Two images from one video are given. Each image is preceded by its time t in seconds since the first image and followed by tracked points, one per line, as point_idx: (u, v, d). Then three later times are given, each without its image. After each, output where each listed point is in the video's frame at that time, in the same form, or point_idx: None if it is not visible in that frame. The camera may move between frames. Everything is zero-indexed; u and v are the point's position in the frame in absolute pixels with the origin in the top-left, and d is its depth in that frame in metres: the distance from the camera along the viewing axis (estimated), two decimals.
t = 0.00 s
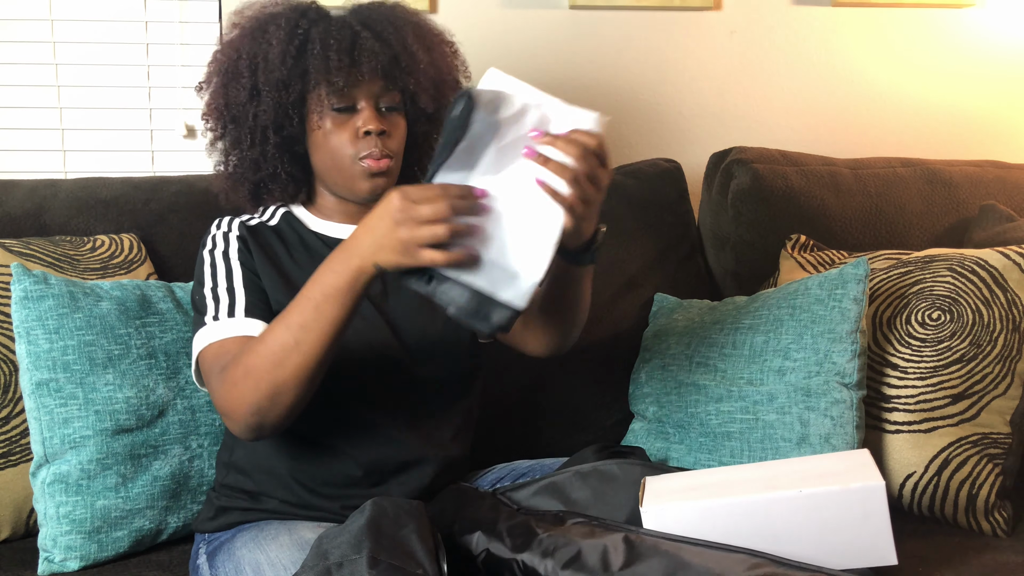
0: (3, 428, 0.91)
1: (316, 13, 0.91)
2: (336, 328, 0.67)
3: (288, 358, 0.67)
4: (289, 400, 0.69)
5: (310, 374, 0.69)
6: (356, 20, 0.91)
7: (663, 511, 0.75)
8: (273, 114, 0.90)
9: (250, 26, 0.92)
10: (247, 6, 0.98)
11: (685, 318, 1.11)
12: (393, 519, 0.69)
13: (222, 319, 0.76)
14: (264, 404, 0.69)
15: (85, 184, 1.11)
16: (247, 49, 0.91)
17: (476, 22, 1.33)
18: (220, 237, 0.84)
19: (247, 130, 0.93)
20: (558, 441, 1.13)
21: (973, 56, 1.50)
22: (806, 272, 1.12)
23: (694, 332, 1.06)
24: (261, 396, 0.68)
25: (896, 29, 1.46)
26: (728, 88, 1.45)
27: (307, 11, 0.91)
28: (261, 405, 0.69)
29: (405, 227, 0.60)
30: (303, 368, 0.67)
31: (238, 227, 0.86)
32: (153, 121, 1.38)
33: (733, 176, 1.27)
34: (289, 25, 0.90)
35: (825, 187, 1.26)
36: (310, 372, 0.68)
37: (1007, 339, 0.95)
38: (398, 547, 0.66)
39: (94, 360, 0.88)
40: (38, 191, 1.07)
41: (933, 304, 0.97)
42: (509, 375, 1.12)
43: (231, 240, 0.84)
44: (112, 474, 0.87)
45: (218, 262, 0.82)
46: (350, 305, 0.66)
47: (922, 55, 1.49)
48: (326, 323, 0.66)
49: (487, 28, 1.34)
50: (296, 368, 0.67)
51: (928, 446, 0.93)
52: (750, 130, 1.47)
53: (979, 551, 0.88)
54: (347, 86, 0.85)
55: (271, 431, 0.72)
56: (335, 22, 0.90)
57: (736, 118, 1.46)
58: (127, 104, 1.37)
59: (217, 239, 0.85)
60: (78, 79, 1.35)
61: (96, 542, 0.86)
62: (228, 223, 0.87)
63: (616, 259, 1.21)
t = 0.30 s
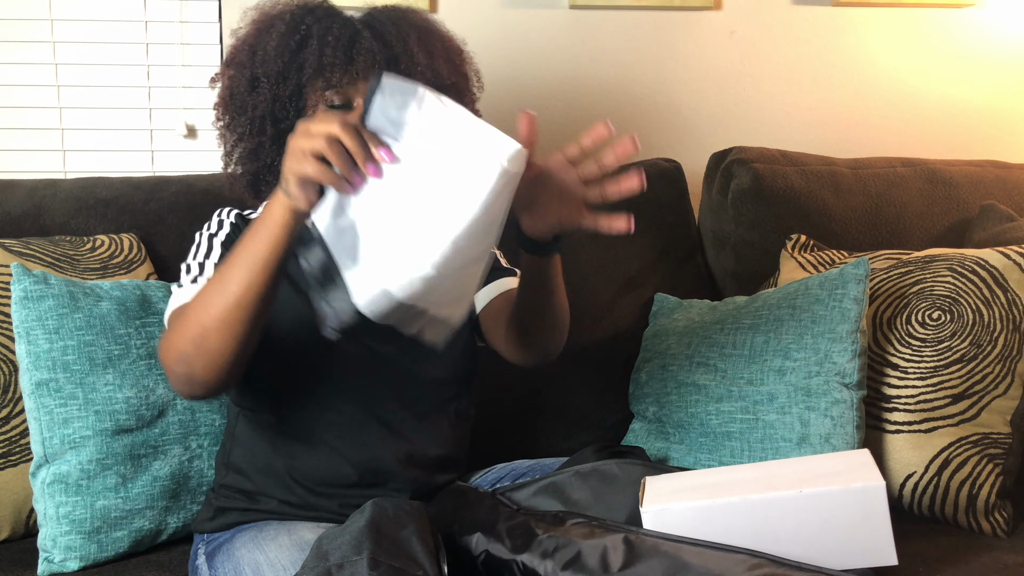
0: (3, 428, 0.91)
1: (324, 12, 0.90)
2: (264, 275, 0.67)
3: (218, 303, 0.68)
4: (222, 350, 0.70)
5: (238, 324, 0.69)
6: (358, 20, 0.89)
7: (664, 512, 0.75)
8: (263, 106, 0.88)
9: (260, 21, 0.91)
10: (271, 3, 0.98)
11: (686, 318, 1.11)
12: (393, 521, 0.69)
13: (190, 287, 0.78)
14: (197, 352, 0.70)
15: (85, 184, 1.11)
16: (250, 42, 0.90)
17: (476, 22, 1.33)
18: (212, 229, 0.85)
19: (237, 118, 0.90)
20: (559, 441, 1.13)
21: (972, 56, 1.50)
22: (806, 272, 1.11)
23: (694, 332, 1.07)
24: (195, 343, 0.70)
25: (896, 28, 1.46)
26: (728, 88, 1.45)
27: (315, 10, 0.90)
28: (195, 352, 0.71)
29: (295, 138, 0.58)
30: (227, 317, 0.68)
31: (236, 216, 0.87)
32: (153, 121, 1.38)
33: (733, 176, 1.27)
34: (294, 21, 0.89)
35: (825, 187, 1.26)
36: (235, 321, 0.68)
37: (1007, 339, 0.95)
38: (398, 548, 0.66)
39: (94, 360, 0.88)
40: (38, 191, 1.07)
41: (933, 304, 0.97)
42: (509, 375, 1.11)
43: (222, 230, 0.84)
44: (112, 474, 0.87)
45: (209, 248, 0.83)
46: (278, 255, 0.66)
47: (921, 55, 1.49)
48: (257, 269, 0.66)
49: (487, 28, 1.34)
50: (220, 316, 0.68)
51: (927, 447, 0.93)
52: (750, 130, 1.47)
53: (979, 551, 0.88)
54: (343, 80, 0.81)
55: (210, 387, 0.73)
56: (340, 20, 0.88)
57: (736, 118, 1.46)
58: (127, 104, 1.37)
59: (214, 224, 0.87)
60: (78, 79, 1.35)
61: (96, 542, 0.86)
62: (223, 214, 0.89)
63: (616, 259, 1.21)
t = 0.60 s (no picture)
0: (3, 428, 0.91)
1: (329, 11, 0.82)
2: (261, 203, 0.66)
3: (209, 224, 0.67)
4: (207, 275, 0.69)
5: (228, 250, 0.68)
6: (363, 23, 0.79)
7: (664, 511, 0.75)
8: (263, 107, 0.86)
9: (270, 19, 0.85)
10: None
11: (686, 318, 1.11)
12: (394, 521, 0.69)
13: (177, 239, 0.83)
14: (179, 271, 0.69)
15: (84, 184, 1.11)
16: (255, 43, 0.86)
17: (476, 22, 1.33)
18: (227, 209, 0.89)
19: (243, 117, 0.90)
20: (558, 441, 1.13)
21: (972, 57, 1.50)
22: (806, 272, 1.12)
23: (695, 332, 1.07)
24: (179, 262, 0.69)
25: (896, 29, 1.46)
26: (728, 88, 1.45)
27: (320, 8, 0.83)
28: (179, 272, 0.69)
29: (299, 65, 0.55)
30: (216, 238, 0.68)
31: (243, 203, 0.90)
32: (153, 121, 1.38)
33: (733, 176, 1.28)
34: (297, 21, 0.83)
35: (825, 187, 1.26)
36: (223, 245, 0.68)
37: (1008, 339, 0.95)
38: (398, 547, 0.66)
39: (94, 360, 0.88)
40: (38, 191, 1.07)
41: (933, 304, 0.97)
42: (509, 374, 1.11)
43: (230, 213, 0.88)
44: (112, 474, 0.87)
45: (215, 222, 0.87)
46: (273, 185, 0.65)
47: (921, 56, 1.49)
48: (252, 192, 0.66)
49: (487, 28, 1.34)
50: (212, 237, 0.67)
51: (927, 446, 0.93)
52: (749, 130, 1.47)
53: (980, 551, 0.88)
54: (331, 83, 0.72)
55: (187, 311, 0.72)
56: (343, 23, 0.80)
57: (736, 118, 1.46)
58: (127, 104, 1.36)
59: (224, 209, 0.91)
60: (78, 79, 1.35)
61: (96, 542, 0.86)
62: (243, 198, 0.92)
63: (616, 259, 1.21)
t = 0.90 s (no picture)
0: (3, 428, 0.91)
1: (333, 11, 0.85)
2: (239, 177, 0.67)
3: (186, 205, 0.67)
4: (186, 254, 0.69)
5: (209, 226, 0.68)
6: (367, 23, 0.84)
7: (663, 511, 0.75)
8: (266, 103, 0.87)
9: (275, 19, 0.88)
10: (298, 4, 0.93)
11: (686, 317, 1.11)
12: (394, 521, 0.69)
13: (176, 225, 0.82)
14: (157, 255, 0.69)
15: (85, 184, 1.11)
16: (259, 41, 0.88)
17: (476, 22, 1.33)
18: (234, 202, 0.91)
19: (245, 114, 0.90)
20: (558, 441, 1.13)
21: (972, 57, 1.50)
22: (806, 272, 1.12)
23: (695, 332, 1.07)
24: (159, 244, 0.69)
25: (896, 29, 1.46)
26: (728, 88, 1.45)
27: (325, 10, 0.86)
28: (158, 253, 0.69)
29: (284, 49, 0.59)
30: (194, 216, 0.67)
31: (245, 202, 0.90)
32: (153, 121, 1.38)
33: (733, 176, 1.28)
34: (302, 21, 0.86)
35: (825, 187, 1.26)
36: (202, 224, 0.68)
37: (1007, 339, 0.95)
38: (397, 548, 0.66)
39: (94, 360, 0.88)
40: (38, 191, 1.07)
41: (933, 304, 0.97)
42: (509, 374, 1.11)
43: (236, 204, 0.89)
44: (112, 474, 0.87)
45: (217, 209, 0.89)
46: (250, 163, 0.66)
47: (921, 55, 1.49)
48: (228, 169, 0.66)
49: (487, 28, 1.34)
50: (190, 214, 0.67)
51: (927, 447, 0.94)
52: (749, 129, 1.47)
53: (979, 552, 0.88)
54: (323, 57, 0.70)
55: (169, 294, 0.71)
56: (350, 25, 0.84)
57: (736, 118, 1.46)
58: (126, 104, 1.37)
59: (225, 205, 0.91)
60: (78, 79, 1.35)
61: (96, 543, 0.86)
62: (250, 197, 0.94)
63: (616, 259, 1.21)
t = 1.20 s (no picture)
0: (3, 428, 0.91)
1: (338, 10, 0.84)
2: (172, 160, 0.67)
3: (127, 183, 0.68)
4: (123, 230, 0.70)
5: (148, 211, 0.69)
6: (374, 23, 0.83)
7: (663, 512, 0.75)
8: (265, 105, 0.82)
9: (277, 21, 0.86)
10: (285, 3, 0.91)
11: (686, 317, 1.11)
12: (394, 521, 0.69)
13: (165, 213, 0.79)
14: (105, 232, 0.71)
15: (85, 184, 1.11)
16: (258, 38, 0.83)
17: (476, 22, 1.33)
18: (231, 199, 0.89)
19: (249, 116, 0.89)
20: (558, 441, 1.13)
21: (972, 57, 1.50)
22: (806, 272, 1.11)
23: (695, 332, 1.07)
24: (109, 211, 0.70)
25: (896, 29, 1.46)
26: (728, 88, 1.45)
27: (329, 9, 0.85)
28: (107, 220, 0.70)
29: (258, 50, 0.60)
30: (132, 195, 0.69)
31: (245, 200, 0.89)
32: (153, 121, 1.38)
33: (733, 176, 1.28)
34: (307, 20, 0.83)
35: (825, 187, 1.26)
36: (139, 203, 0.69)
37: (1007, 339, 0.95)
38: (397, 547, 0.66)
39: (94, 360, 0.88)
40: (38, 191, 1.07)
41: (933, 304, 0.97)
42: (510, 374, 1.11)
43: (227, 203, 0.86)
44: (112, 474, 0.87)
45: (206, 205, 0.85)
46: (182, 145, 0.67)
47: (921, 55, 1.48)
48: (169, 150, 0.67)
49: (487, 28, 1.34)
50: (129, 189, 0.68)
51: (927, 447, 0.94)
52: (749, 130, 1.47)
53: (979, 552, 0.88)
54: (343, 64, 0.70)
55: (118, 271, 0.73)
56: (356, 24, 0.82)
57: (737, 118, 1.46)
58: (126, 104, 1.36)
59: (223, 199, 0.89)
60: (78, 79, 1.35)
61: (96, 543, 0.86)
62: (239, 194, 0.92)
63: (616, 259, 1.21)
